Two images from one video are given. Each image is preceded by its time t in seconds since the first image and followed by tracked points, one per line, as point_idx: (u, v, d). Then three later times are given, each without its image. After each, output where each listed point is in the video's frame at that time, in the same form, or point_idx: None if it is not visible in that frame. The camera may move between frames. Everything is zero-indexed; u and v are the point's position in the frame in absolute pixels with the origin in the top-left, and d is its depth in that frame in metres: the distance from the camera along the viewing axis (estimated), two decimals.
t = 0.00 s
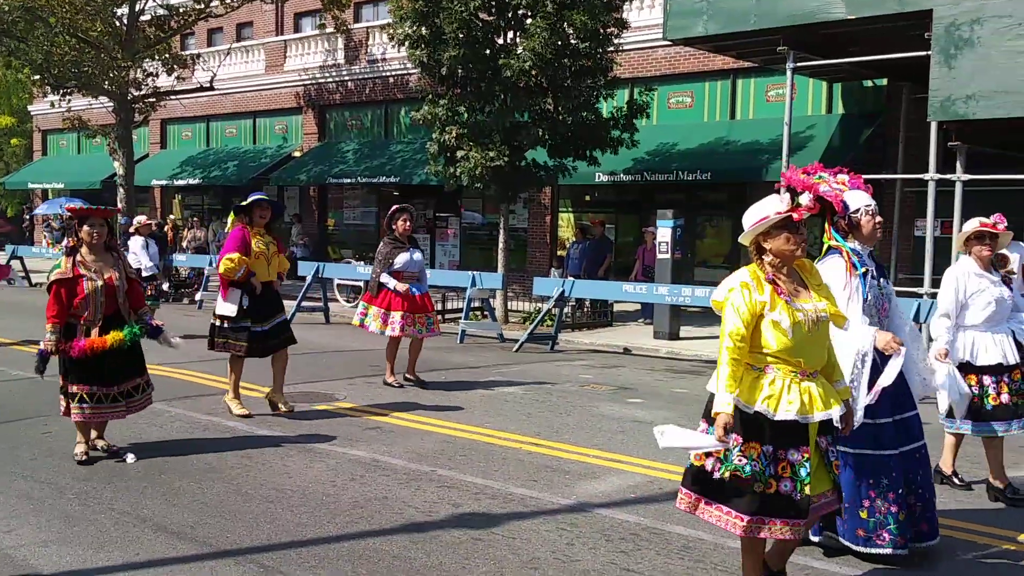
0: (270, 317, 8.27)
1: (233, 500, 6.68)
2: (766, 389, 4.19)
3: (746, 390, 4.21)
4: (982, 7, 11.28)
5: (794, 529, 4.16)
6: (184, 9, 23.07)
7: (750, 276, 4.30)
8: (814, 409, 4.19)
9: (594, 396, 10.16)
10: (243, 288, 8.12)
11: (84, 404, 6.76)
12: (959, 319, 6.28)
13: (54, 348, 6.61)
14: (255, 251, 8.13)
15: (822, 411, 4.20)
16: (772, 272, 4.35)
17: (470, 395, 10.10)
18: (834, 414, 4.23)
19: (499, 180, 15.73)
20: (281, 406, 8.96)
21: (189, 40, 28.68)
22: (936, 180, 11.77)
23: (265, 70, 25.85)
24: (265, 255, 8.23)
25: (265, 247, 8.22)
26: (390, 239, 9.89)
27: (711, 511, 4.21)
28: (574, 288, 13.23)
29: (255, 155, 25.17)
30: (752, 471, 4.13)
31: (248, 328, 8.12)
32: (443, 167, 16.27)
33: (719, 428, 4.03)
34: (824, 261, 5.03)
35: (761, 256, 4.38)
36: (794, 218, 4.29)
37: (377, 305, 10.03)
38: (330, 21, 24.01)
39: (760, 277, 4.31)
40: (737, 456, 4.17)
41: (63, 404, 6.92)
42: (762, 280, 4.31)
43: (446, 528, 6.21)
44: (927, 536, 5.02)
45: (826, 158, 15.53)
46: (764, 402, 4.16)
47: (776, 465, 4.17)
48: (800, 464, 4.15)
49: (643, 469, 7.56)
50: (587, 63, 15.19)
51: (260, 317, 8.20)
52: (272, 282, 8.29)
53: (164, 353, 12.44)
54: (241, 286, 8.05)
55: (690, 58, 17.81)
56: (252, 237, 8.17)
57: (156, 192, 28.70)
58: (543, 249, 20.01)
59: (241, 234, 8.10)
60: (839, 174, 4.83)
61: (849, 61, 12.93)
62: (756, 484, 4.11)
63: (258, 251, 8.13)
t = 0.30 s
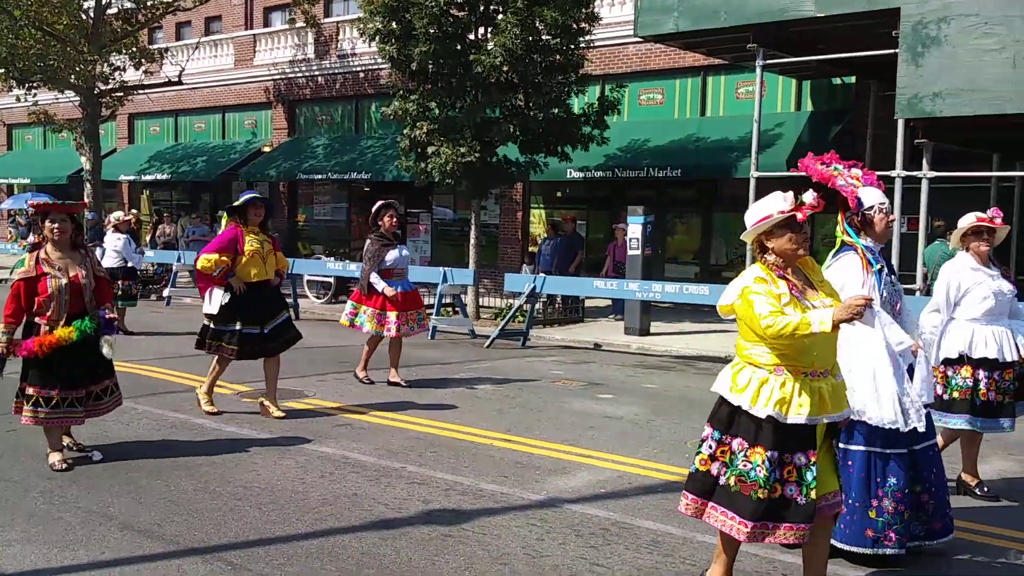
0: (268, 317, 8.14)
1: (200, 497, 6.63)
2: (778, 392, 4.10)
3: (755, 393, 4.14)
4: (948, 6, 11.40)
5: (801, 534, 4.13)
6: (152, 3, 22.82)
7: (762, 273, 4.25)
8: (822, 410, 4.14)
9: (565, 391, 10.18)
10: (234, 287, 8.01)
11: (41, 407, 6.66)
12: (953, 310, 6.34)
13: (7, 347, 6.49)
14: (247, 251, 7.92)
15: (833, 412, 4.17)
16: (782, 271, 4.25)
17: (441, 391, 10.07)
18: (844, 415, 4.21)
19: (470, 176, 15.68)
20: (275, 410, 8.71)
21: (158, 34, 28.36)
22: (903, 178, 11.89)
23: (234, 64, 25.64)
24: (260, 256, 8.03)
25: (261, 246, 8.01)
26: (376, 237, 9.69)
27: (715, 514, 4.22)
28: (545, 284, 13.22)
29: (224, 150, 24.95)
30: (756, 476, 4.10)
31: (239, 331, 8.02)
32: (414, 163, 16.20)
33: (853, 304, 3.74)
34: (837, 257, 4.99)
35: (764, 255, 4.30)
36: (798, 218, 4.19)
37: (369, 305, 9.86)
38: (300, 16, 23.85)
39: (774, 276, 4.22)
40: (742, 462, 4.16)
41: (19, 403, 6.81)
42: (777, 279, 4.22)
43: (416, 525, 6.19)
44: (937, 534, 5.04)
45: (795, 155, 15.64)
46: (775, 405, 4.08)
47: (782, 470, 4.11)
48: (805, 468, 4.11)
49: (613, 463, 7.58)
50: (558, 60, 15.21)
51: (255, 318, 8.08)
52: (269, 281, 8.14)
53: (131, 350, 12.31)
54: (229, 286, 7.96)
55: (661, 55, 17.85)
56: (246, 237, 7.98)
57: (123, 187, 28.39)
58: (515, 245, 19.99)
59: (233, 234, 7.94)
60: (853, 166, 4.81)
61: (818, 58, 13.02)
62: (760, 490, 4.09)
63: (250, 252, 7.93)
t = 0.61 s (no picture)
0: (243, 312, 7.88)
1: (152, 494, 6.57)
2: (771, 391, 4.07)
3: (749, 396, 4.12)
4: (896, 4, 11.60)
5: (821, 532, 4.10)
6: None
7: (751, 267, 4.21)
8: (817, 407, 4.09)
9: (521, 385, 10.22)
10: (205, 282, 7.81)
11: None
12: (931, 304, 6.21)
13: None
14: (214, 246, 7.73)
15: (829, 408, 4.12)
16: (773, 268, 4.22)
17: (396, 386, 10.06)
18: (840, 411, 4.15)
19: (425, 170, 15.65)
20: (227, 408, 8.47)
21: (107, 25, 27.87)
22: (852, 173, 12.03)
23: (186, 57, 25.33)
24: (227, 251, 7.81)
25: (227, 242, 7.80)
26: (347, 233, 9.62)
27: (742, 526, 4.15)
28: (502, 278, 13.24)
29: (176, 144, 24.62)
30: (770, 480, 4.06)
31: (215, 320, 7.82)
32: (369, 156, 16.10)
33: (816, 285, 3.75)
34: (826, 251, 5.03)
35: (755, 251, 4.26)
36: (790, 214, 4.14)
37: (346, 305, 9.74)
38: (253, 8, 23.61)
39: (762, 271, 4.19)
40: (753, 468, 4.12)
41: None
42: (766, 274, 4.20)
43: (370, 519, 6.19)
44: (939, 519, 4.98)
45: (748, 150, 15.82)
46: (769, 405, 4.05)
47: (793, 470, 4.08)
48: (814, 464, 4.08)
49: (566, 456, 7.64)
50: (513, 54, 15.24)
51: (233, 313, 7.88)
52: (239, 277, 7.92)
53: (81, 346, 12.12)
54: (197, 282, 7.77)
55: (616, 51, 17.97)
56: (212, 232, 7.81)
57: (72, 181, 27.91)
58: (471, 239, 20.00)
59: (200, 229, 7.79)
60: (841, 163, 4.95)
61: (770, 55, 13.18)
62: (774, 493, 4.04)
63: (217, 247, 7.73)
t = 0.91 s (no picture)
0: (209, 314, 7.63)
1: (106, 496, 6.46)
2: (769, 389, 3.94)
3: (748, 393, 3.97)
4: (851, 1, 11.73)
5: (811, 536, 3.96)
6: None
7: (745, 267, 4.06)
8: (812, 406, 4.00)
9: (481, 382, 10.20)
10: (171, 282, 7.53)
11: None
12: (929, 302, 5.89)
13: None
14: (185, 246, 7.48)
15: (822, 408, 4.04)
16: (768, 264, 4.08)
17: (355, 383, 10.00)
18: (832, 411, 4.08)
19: (384, 166, 15.55)
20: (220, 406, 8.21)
21: (58, 20, 27.32)
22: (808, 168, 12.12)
23: (139, 52, 24.96)
24: (198, 250, 7.55)
25: (198, 241, 7.53)
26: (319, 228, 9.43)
27: (728, 520, 4.03)
28: (462, 275, 13.22)
29: (131, 140, 24.25)
30: (760, 479, 3.92)
31: (176, 320, 7.51)
32: (327, 153, 15.96)
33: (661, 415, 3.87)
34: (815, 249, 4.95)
35: (752, 247, 4.11)
36: (788, 210, 4.03)
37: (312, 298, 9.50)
38: (208, 2, 23.35)
39: (756, 268, 4.05)
40: (743, 465, 3.97)
41: None
42: (759, 271, 4.06)
43: (329, 518, 6.14)
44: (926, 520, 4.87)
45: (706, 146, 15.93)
46: (766, 403, 3.91)
47: (784, 470, 3.95)
48: (807, 466, 3.94)
49: (526, 451, 7.64)
50: (472, 50, 15.21)
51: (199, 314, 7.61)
52: (211, 278, 7.65)
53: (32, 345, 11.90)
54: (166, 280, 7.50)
55: (575, 46, 18.00)
56: (182, 230, 7.52)
57: (23, 179, 27.39)
58: (430, 236, 19.93)
59: (170, 227, 7.50)
60: (828, 159, 4.72)
61: (727, 51, 13.26)
62: (763, 493, 3.91)
63: (188, 247, 7.48)
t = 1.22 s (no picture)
0: (185, 317, 7.54)
1: (65, 500, 6.37)
2: (767, 389, 3.90)
3: (743, 392, 3.93)
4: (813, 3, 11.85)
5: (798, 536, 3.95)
6: None
7: (741, 270, 4.07)
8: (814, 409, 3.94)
9: (447, 382, 10.18)
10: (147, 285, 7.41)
11: None
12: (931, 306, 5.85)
13: None
14: (163, 248, 7.37)
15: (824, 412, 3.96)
16: (765, 267, 4.08)
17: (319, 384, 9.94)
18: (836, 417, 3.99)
19: (349, 166, 15.48)
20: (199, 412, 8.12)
21: (17, 17, 26.90)
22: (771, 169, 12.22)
23: (100, 50, 24.66)
24: (176, 252, 7.46)
25: (176, 243, 7.44)
26: (299, 232, 9.38)
27: (718, 523, 3.93)
28: (427, 275, 13.20)
29: (91, 140, 23.95)
30: (759, 480, 3.85)
31: (153, 325, 7.38)
32: (291, 152, 15.87)
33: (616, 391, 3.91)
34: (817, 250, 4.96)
35: (751, 249, 4.11)
36: (789, 213, 4.01)
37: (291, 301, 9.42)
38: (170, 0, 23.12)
39: (752, 272, 4.05)
40: (739, 465, 3.90)
41: None
42: (755, 275, 4.05)
43: (292, 520, 6.11)
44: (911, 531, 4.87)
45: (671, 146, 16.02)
46: (763, 402, 3.87)
47: (781, 471, 3.91)
48: (803, 467, 3.92)
49: (490, 451, 7.64)
50: (437, 50, 15.19)
51: (175, 318, 7.51)
52: (191, 280, 7.57)
53: None
54: (146, 283, 7.38)
55: (540, 47, 18.05)
56: (159, 232, 7.41)
57: None
58: (395, 236, 19.88)
59: (146, 229, 7.38)
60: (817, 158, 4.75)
61: (691, 52, 13.35)
62: (763, 494, 3.84)
63: (166, 248, 7.37)
